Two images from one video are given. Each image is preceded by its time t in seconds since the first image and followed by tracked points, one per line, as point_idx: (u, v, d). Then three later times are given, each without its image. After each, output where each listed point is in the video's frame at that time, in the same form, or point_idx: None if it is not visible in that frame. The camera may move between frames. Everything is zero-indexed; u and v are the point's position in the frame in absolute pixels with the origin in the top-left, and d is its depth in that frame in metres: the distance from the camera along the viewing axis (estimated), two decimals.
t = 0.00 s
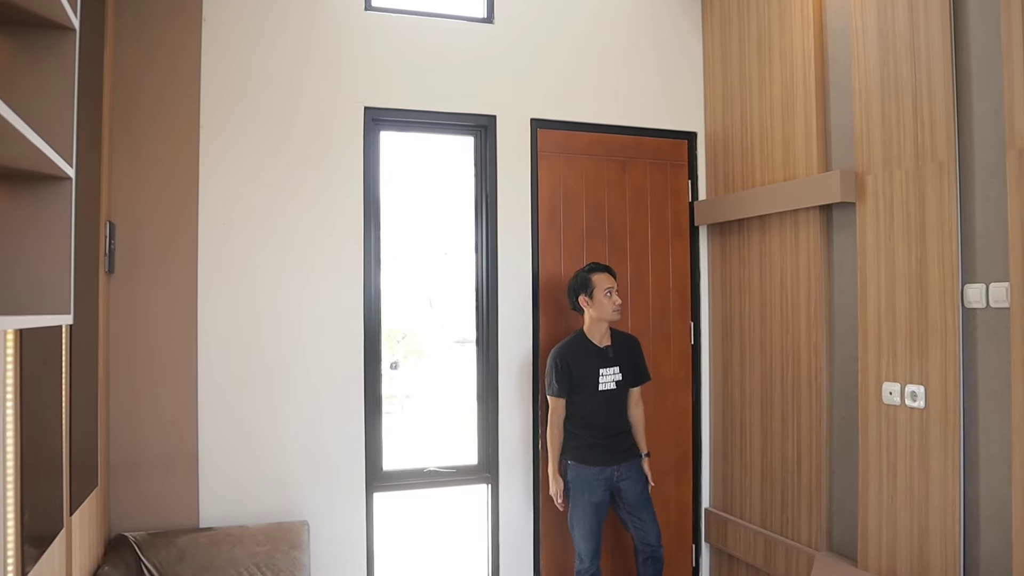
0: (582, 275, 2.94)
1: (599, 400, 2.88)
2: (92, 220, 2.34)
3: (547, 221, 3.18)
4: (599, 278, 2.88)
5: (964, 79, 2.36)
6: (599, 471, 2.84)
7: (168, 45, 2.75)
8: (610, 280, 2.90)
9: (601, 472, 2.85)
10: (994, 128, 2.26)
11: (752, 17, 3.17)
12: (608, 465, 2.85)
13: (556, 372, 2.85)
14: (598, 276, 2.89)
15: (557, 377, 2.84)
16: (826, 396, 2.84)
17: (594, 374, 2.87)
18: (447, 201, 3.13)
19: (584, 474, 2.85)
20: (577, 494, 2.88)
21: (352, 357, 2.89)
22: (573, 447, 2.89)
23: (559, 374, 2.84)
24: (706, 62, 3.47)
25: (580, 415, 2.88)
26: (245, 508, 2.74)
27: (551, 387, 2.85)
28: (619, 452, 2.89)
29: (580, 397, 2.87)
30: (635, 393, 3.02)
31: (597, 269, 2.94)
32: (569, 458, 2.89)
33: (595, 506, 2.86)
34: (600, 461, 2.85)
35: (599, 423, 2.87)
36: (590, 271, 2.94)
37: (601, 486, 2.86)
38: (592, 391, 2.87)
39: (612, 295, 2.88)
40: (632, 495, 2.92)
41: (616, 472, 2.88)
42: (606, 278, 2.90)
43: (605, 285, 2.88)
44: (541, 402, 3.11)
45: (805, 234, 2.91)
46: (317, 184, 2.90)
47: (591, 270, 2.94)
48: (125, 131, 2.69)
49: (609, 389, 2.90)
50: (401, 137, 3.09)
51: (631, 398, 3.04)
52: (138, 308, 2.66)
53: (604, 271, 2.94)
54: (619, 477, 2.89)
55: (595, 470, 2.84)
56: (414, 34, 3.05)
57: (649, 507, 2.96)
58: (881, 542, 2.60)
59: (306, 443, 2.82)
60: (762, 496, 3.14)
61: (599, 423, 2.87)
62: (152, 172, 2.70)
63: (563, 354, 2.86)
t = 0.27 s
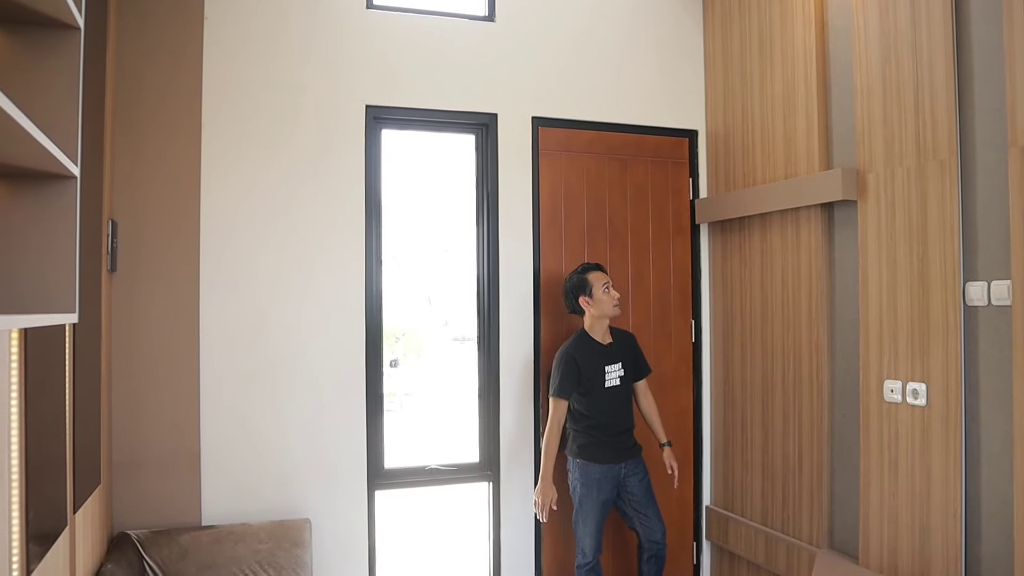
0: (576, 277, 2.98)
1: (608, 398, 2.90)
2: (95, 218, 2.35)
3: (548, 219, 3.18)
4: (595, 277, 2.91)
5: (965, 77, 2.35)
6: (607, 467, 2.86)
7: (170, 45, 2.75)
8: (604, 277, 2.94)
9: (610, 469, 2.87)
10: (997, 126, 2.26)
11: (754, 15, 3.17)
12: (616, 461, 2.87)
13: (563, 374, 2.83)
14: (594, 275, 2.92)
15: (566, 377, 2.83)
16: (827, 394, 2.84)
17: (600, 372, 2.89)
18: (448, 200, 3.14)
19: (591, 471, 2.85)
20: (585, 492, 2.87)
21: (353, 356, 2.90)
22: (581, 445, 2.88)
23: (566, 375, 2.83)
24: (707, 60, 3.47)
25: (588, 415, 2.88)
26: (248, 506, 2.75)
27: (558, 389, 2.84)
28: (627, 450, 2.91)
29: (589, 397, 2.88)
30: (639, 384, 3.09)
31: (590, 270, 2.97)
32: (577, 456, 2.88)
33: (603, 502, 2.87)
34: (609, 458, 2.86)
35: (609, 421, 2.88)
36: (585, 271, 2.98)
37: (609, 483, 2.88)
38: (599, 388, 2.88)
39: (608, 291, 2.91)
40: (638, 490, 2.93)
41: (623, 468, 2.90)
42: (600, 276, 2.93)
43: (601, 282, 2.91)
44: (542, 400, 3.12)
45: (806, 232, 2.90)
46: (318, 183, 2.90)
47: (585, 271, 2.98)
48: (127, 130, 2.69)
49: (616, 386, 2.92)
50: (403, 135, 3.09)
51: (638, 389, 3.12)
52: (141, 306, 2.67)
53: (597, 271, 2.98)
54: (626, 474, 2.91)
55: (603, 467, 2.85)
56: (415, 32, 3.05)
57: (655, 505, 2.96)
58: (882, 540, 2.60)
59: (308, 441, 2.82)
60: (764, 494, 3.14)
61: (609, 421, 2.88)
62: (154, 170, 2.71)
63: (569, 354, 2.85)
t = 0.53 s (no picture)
0: (573, 278, 2.96)
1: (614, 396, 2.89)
2: (97, 217, 2.35)
3: (549, 218, 3.18)
4: (593, 277, 2.90)
5: (966, 76, 2.35)
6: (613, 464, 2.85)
7: (170, 44, 2.75)
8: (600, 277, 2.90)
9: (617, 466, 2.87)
10: (998, 124, 2.26)
11: (754, 13, 3.17)
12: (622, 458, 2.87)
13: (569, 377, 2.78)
14: (592, 276, 2.90)
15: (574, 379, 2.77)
16: (828, 392, 2.84)
17: (605, 371, 2.88)
18: (448, 198, 3.13)
19: (598, 468, 2.85)
20: (591, 488, 2.87)
21: (354, 354, 2.90)
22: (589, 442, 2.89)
23: (572, 378, 2.78)
24: (707, 58, 3.46)
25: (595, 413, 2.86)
26: (249, 504, 2.75)
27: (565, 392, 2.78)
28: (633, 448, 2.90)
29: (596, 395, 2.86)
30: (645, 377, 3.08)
31: (587, 271, 2.96)
32: (584, 453, 2.88)
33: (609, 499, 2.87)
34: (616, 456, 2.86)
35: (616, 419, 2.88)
36: (581, 272, 2.96)
37: (615, 479, 2.88)
38: (604, 386, 2.88)
39: (606, 291, 2.88)
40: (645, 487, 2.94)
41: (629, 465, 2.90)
42: (596, 276, 2.90)
43: (598, 283, 2.88)
44: (542, 398, 3.12)
45: (806, 230, 2.90)
46: (318, 182, 2.90)
47: (582, 272, 2.96)
48: (128, 129, 2.69)
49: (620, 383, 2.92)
50: (403, 133, 3.09)
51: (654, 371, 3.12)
52: (142, 305, 2.67)
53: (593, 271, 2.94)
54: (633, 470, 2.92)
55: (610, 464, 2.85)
56: (415, 31, 3.05)
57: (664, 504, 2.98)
58: (883, 537, 2.60)
59: (309, 440, 2.83)
60: (764, 492, 3.14)
61: (618, 418, 2.88)
62: (155, 170, 2.71)
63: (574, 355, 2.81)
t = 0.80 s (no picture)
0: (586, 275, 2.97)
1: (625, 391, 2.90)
2: (96, 217, 2.35)
3: (548, 218, 3.18)
4: (606, 277, 2.90)
5: (965, 75, 2.35)
6: (621, 463, 2.86)
7: (169, 43, 2.75)
8: (611, 277, 2.90)
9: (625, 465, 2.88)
10: (997, 123, 2.26)
11: (753, 12, 3.16)
12: (631, 456, 2.87)
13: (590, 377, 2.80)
14: (603, 275, 2.90)
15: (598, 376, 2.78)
16: (826, 390, 2.84)
17: (617, 368, 2.89)
18: (447, 196, 3.13)
19: (606, 466, 2.86)
20: (599, 485, 2.88)
21: (353, 353, 2.90)
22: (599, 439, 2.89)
23: (594, 378, 2.80)
24: (706, 57, 3.46)
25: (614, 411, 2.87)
26: (249, 503, 2.76)
27: (592, 392, 2.79)
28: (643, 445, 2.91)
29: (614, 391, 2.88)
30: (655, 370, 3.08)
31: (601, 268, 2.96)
32: (595, 449, 2.89)
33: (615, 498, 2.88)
34: (625, 454, 2.85)
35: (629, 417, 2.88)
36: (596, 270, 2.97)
37: (623, 478, 2.88)
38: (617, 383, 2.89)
39: (617, 291, 2.88)
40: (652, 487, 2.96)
41: (639, 463, 2.90)
42: (607, 276, 2.90)
43: (610, 283, 2.89)
44: (542, 396, 3.12)
45: (805, 229, 2.90)
46: (317, 181, 2.90)
47: (596, 270, 2.97)
48: (128, 127, 2.69)
49: (631, 380, 2.93)
50: (402, 132, 3.09)
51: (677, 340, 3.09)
52: (141, 305, 2.67)
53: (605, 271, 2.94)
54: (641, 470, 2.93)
55: (618, 462, 2.85)
56: (414, 30, 3.05)
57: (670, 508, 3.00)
58: (882, 535, 2.61)
59: (309, 439, 2.83)
60: (763, 490, 3.14)
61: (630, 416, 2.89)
62: (154, 169, 2.71)
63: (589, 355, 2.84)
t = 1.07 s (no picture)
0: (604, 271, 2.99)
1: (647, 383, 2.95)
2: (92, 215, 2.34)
3: (544, 217, 3.18)
4: (622, 275, 2.93)
5: (960, 75, 2.36)
6: (638, 460, 2.90)
7: (166, 43, 2.75)
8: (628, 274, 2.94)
9: (643, 462, 2.91)
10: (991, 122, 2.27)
11: (748, 11, 3.17)
12: (649, 453, 2.91)
13: (611, 368, 2.84)
14: (620, 273, 2.93)
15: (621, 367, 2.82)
16: (821, 388, 2.85)
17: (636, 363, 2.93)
18: (444, 195, 3.13)
19: (623, 463, 2.90)
20: (616, 481, 2.92)
21: (349, 352, 2.90)
22: (617, 436, 2.93)
23: (616, 369, 2.84)
24: (701, 56, 3.46)
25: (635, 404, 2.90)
26: (245, 502, 2.75)
27: (615, 382, 2.83)
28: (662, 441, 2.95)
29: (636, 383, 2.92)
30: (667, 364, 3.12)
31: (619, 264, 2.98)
32: (614, 446, 2.93)
33: (631, 495, 2.91)
34: (642, 451, 2.90)
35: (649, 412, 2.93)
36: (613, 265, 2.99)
37: (639, 475, 2.93)
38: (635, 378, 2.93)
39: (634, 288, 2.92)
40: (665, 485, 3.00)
41: (656, 461, 2.94)
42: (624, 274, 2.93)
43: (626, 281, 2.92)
44: (537, 394, 3.13)
45: (800, 226, 2.91)
46: (313, 180, 2.90)
47: (614, 265, 2.99)
48: (123, 126, 2.69)
49: (649, 373, 2.98)
50: (398, 131, 3.09)
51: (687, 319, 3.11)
52: (136, 303, 2.67)
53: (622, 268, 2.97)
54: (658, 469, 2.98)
55: (635, 460, 2.89)
56: (410, 28, 3.04)
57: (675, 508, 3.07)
58: (877, 532, 2.61)
59: (305, 438, 2.83)
60: (758, 488, 3.15)
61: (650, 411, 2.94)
62: (150, 167, 2.71)
63: (609, 347, 2.89)
